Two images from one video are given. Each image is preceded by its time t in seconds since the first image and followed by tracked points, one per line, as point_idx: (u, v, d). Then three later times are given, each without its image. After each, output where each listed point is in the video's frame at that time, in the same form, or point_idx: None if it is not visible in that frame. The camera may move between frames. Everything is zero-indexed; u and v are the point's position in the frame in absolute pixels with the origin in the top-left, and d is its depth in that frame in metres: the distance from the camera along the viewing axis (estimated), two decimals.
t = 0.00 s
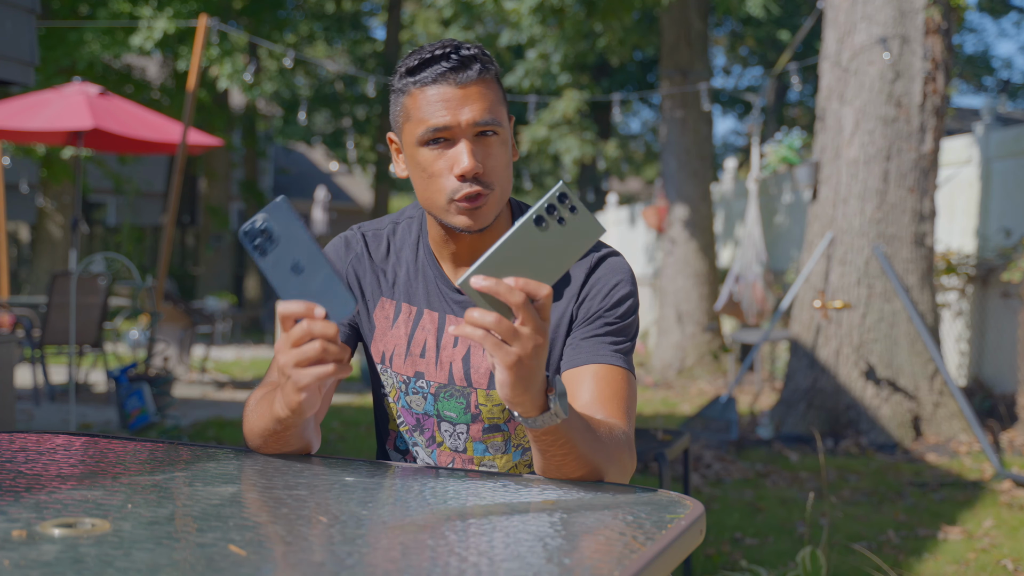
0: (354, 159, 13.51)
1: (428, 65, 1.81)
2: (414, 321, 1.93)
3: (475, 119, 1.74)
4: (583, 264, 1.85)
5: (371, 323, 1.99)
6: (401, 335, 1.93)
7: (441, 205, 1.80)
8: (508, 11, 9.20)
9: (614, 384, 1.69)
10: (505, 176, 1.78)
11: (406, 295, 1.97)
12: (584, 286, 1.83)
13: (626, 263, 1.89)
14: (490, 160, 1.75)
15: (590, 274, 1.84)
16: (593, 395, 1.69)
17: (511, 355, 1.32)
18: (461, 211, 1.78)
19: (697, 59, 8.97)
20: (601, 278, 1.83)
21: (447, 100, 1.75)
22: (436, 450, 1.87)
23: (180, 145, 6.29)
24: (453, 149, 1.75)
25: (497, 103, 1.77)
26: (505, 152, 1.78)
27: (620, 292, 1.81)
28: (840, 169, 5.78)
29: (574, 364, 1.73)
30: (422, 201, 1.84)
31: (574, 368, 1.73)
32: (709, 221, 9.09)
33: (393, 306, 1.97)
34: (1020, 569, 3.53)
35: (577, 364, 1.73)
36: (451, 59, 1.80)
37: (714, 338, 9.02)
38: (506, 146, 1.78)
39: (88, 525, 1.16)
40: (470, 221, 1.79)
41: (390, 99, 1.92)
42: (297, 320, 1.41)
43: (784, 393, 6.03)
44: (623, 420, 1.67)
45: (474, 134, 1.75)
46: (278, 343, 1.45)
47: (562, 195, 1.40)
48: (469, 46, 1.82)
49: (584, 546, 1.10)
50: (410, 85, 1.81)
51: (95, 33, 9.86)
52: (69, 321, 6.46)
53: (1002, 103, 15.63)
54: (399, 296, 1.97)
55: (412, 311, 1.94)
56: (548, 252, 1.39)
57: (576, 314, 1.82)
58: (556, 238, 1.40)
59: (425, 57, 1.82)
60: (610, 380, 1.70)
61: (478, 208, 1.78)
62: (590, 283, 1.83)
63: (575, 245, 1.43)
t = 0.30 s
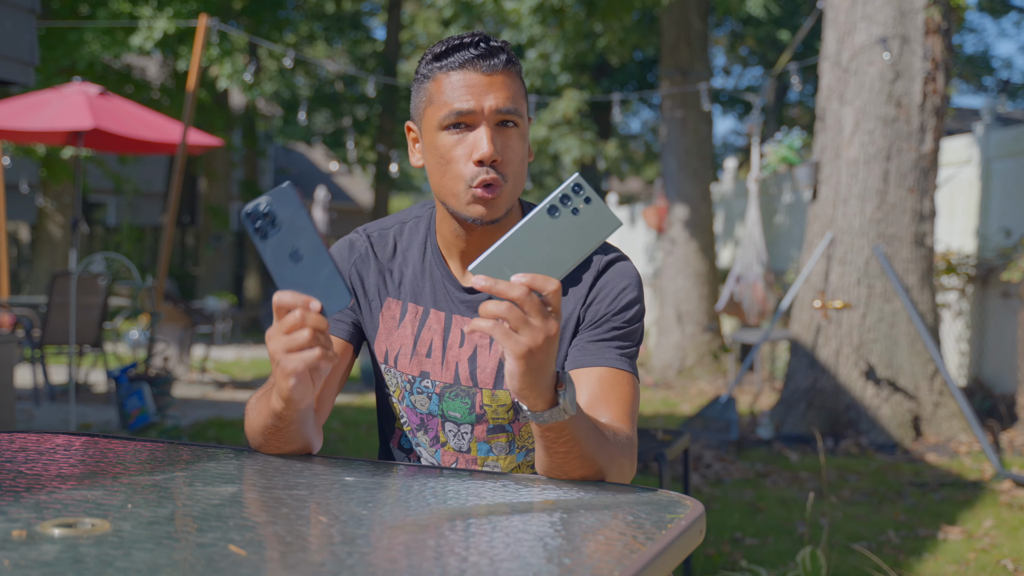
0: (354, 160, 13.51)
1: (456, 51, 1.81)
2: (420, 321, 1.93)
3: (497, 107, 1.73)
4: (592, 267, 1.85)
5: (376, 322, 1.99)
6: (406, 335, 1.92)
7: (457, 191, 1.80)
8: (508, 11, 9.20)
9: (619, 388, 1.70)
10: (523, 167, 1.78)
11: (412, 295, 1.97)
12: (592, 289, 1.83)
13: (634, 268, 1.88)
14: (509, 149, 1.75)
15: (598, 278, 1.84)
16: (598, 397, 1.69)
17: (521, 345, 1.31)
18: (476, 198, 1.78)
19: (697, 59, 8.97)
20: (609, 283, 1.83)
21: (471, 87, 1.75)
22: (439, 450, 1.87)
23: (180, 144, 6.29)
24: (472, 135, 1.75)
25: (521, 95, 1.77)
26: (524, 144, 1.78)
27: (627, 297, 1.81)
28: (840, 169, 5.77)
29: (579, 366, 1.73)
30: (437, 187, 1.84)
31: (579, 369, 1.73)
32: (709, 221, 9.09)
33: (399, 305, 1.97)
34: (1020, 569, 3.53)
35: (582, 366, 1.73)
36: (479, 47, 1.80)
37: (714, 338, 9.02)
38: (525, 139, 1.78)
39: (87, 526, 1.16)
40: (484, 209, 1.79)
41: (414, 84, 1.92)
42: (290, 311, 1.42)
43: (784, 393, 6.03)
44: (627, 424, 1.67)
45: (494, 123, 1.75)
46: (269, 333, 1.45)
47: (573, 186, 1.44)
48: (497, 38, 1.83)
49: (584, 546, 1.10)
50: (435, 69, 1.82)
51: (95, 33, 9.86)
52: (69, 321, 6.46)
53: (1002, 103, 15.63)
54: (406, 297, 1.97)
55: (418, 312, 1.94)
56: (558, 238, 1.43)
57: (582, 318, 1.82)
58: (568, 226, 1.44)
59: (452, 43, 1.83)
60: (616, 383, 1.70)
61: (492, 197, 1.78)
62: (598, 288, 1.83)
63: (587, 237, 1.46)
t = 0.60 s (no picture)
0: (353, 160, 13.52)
1: (447, 49, 1.80)
2: (419, 319, 1.92)
3: (489, 106, 1.73)
4: (589, 262, 1.86)
5: (375, 321, 1.99)
6: (406, 334, 1.92)
7: (450, 191, 1.79)
8: (508, 11, 9.19)
9: (618, 379, 1.70)
10: (515, 166, 1.78)
11: (411, 295, 1.96)
12: (590, 283, 1.83)
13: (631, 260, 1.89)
14: (501, 147, 1.74)
15: (596, 271, 1.84)
16: (598, 394, 1.68)
17: (503, 374, 1.30)
18: (470, 197, 1.78)
19: (697, 59, 8.97)
20: (607, 275, 1.83)
21: (462, 86, 1.75)
22: (440, 449, 1.87)
23: (180, 145, 6.29)
24: (465, 135, 1.75)
25: (512, 92, 1.77)
26: (516, 143, 1.78)
27: (625, 289, 1.81)
28: (840, 169, 5.77)
29: (579, 361, 1.73)
30: (431, 187, 1.84)
31: (579, 365, 1.73)
32: (710, 221, 9.08)
33: (398, 305, 1.96)
34: (1020, 569, 3.53)
35: (581, 361, 1.73)
36: (469, 46, 1.79)
37: (713, 338, 9.03)
38: (518, 138, 1.78)
39: (88, 525, 1.16)
40: (477, 208, 1.79)
41: (406, 84, 1.91)
42: (286, 319, 1.42)
43: (784, 393, 6.04)
44: (626, 418, 1.67)
45: (487, 122, 1.75)
46: (262, 337, 1.45)
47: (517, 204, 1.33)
48: (488, 36, 1.83)
49: (584, 545, 1.10)
50: (427, 69, 1.81)
51: (95, 33, 9.85)
52: (69, 321, 6.46)
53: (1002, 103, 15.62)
54: (405, 297, 1.97)
55: (417, 310, 1.94)
56: (516, 264, 1.33)
57: (580, 311, 1.82)
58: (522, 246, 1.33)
59: (443, 41, 1.82)
60: (614, 377, 1.69)
61: (487, 195, 1.78)
62: (595, 280, 1.83)
63: (543, 256, 1.35)
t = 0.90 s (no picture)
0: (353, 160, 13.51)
1: (430, 45, 1.82)
2: (413, 317, 1.93)
3: (476, 94, 1.74)
4: (582, 258, 1.86)
5: (369, 319, 1.99)
6: (401, 331, 1.93)
7: (441, 181, 1.78)
8: (509, 11, 9.18)
9: (614, 375, 1.70)
10: (505, 155, 1.77)
11: (406, 292, 1.96)
12: (583, 278, 1.83)
13: (625, 255, 1.89)
14: (490, 135, 1.74)
15: (589, 267, 1.84)
16: (594, 389, 1.69)
17: (495, 394, 1.30)
18: (461, 185, 1.76)
19: (697, 59, 8.97)
20: (600, 271, 1.83)
21: (448, 76, 1.76)
22: (436, 447, 1.87)
23: (180, 144, 6.29)
24: (453, 124, 1.75)
25: (498, 82, 1.78)
26: (505, 133, 1.77)
27: (618, 284, 1.81)
28: (840, 169, 5.77)
29: (574, 357, 1.73)
30: (422, 181, 1.82)
31: (574, 360, 1.73)
32: (710, 221, 9.08)
33: (392, 303, 1.96)
34: (1020, 569, 3.53)
35: (577, 355, 1.73)
36: (452, 39, 1.81)
37: (714, 338, 9.03)
38: (506, 128, 1.78)
39: (87, 526, 1.16)
40: (469, 197, 1.77)
41: (392, 86, 1.93)
42: (275, 327, 1.43)
43: (784, 393, 6.04)
44: (623, 413, 1.67)
45: (474, 110, 1.75)
46: (254, 344, 1.47)
47: (500, 223, 1.24)
48: (471, 32, 1.85)
49: (583, 546, 1.10)
50: (413, 65, 1.83)
51: (95, 34, 9.85)
52: (69, 321, 6.45)
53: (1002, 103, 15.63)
54: (399, 294, 1.96)
55: (412, 308, 1.94)
56: (498, 284, 1.26)
57: (574, 307, 1.82)
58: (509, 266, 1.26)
59: (427, 39, 1.85)
60: (610, 372, 1.70)
61: (477, 184, 1.76)
62: (589, 275, 1.83)
63: (530, 271, 1.27)
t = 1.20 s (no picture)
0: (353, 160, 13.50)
1: (429, 46, 1.82)
2: (414, 317, 1.93)
3: (473, 95, 1.74)
4: (581, 258, 1.86)
5: (369, 319, 1.99)
6: (401, 331, 1.92)
7: (437, 181, 1.77)
8: (509, 11, 9.16)
9: (614, 375, 1.70)
10: (501, 158, 1.77)
11: (406, 292, 1.96)
12: (583, 278, 1.83)
13: (624, 255, 1.89)
14: (486, 135, 1.74)
15: (588, 267, 1.84)
16: (593, 389, 1.69)
17: (494, 400, 1.31)
18: (457, 185, 1.75)
19: (697, 59, 8.97)
20: (600, 270, 1.83)
21: (445, 75, 1.76)
22: (436, 447, 1.87)
23: (179, 144, 6.29)
24: (449, 123, 1.74)
25: (495, 83, 1.78)
26: (502, 133, 1.77)
27: (618, 283, 1.81)
28: (840, 170, 5.77)
29: (574, 356, 1.73)
30: (419, 181, 1.82)
31: (574, 360, 1.73)
32: (710, 221, 9.08)
33: (393, 303, 1.96)
34: (1020, 569, 3.53)
35: (578, 355, 1.73)
36: (450, 40, 1.81)
37: (714, 338, 9.03)
38: (502, 128, 1.78)
39: (88, 525, 1.16)
40: (465, 197, 1.76)
41: (391, 87, 1.93)
42: (274, 336, 1.45)
43: (784, 392, 6.04)
44: (624, 412, 1.67)
45: (471, 111, 1.75)
46: (252, 349, 1.51)
47: (487, 228, 1.23)
48: (469, 34, 1.85)
49: (584, 546, 1.10)
50: (411, 66, 1.83)
51: (95, 33, 9.84)
52: (69, 321, 6.45)
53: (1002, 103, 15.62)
54: (399, 294, 1.96)
55: (412, 308, 1.94)
56: (491, 288, 1.25)
57: (573, 306, 1.82)
58: (499, 271, 1.25)
59: (426, 42, 1.85)
60: (610, 372, 1.70)
61: (473, 183, 1.75)
62: (589, 275, 1.83)
63: (522, 276, 1.26)
